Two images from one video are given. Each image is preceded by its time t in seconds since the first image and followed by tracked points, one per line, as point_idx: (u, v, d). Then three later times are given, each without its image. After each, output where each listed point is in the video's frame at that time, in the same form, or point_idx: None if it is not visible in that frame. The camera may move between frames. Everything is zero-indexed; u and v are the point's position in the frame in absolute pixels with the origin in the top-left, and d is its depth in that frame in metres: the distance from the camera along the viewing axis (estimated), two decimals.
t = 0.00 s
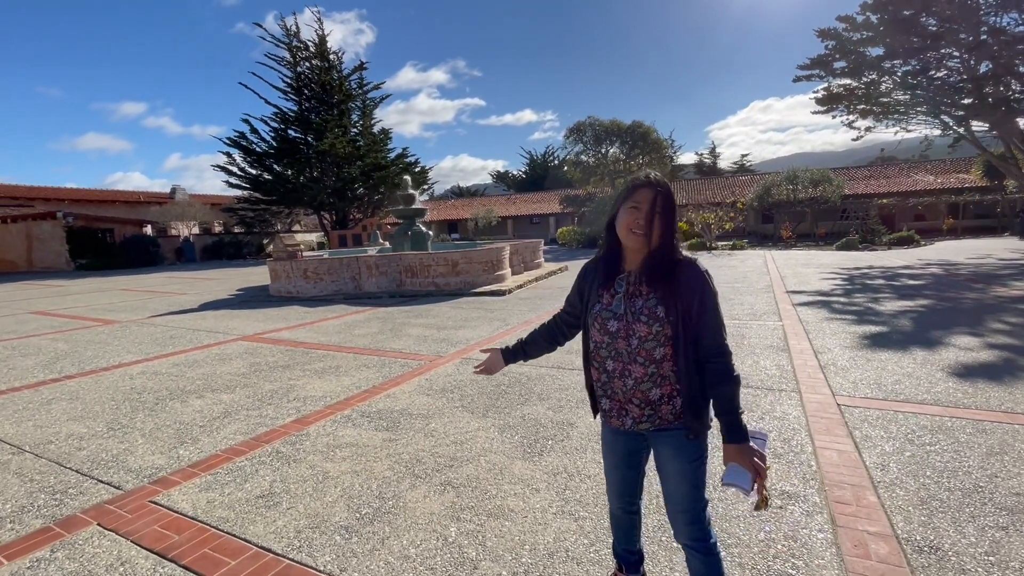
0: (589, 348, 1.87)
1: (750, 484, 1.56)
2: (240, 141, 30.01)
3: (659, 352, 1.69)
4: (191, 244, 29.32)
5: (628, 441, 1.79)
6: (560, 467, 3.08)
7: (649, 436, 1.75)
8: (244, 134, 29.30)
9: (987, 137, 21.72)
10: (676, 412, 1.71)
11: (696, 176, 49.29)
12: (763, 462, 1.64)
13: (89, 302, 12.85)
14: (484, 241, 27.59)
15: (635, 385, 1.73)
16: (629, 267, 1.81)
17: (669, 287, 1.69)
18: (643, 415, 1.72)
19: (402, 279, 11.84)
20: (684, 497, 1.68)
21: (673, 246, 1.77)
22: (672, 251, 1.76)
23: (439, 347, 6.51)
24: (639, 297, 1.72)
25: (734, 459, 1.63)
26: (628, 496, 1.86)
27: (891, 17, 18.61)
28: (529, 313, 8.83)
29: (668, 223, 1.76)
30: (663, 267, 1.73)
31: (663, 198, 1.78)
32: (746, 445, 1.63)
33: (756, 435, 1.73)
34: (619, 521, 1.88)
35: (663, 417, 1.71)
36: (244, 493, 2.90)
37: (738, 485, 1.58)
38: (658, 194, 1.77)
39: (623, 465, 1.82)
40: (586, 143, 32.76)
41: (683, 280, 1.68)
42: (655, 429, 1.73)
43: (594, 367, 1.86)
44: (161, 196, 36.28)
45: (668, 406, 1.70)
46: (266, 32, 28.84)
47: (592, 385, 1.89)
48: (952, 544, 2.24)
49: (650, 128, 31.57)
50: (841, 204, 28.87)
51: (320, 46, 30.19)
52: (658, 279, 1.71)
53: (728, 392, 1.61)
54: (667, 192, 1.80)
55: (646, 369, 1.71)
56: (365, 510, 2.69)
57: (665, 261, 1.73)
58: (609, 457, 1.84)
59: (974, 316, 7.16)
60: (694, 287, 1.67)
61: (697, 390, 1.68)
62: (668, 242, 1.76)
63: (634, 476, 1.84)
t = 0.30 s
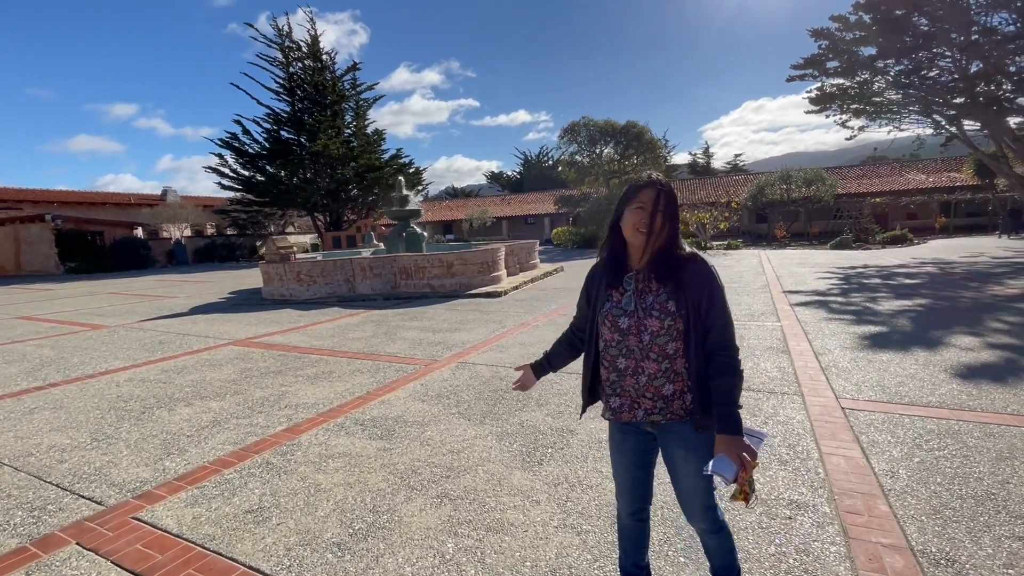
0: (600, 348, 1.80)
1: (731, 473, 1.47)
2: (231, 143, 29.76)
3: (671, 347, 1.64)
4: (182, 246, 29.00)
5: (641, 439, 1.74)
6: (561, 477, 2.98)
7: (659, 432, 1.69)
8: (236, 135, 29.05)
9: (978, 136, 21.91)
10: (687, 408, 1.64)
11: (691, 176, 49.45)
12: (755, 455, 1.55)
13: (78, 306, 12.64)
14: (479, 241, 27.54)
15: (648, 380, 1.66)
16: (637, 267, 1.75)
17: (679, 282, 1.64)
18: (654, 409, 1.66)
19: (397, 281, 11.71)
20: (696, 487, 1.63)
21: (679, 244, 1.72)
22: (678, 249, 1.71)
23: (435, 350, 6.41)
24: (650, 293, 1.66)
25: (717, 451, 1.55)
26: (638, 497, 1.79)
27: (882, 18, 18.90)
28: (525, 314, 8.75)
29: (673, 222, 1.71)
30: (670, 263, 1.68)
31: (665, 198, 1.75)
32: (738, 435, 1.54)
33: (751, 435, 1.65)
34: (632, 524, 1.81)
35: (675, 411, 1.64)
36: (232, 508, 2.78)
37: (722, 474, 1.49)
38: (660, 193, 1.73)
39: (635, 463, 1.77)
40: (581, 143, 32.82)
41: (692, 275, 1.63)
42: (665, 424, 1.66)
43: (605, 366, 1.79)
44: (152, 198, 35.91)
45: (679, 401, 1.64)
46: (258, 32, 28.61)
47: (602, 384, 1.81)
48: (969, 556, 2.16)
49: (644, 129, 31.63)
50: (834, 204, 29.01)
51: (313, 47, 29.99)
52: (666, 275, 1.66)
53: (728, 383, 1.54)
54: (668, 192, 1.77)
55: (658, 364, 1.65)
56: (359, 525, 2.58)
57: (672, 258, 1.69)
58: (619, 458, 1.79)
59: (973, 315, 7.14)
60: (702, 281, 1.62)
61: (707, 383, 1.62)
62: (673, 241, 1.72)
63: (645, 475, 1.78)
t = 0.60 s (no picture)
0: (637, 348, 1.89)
1: (763, 489, 1.57)
2: (217, 143, 29.36)
3: (702, 358, 1.68)
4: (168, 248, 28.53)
5: (669, 437, 1.79)
6: (561, 484, 2.90)
7: (688, 433, 1.77)
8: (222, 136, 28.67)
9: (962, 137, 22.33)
10: (718, 414, 1.70)
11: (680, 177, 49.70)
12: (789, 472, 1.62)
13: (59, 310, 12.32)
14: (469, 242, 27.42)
15: (678, 386, 1.72)
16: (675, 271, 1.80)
17: (713, 293, 1.66)
18: (684, 415, 1.72)
19: (387, 283, 11.57)
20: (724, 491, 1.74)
21: (719, 251, 1.72)
22: (719, 255, 1.72)
23: (427, 352, 6.30)
24: (685, 303, 1.71)
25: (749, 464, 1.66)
26: (662, 492, 1.86)
27: (867, 20, 19.04)
28: (518, 315, 8.67)
29: (715, 229, 1.72)
30: (708, 271, 1.70)
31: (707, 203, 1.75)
32: (773, 452, 1.62)
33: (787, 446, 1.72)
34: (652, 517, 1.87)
35: (704, 418, 1.70)
36: (219, 520, 2.67)
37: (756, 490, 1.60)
38: (700, 198, 1.74)
39: (666, 458, 1.82)
40: (571, 144, 32.77)
41: (727, 285, 1.65)
42: (694, 427, 1.73)
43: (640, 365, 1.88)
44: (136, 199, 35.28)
45: (709, 409, 1.70)
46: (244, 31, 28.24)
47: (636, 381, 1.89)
48: (980, 559, 2.11)
49: (633, 129, 31.73)
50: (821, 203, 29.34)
51: (300, 47, 29.68)
52: (704, 284, 1.69)
53: (763, 401, 1.59)
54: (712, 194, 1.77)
55: (689, 371, 1.70)
56: (352, 537, 2.48)
57: (709, 268, 1.70)
58: (650, 445, 1.85)
59: (963, 313, 7.18)
60: (740, 292, 1.63)
61: (741, 394, 1.67)
62: (713, 247, 1.73)
63: (675, 465, 1.83)
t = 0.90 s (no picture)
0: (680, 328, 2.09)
1: (773, 476, 1.67)
2: (202, 144, 28.86)
3: (735, 346, 1.81)
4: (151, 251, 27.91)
5: (704, 418, 1.97)
6: (569, 491, 2.79)
7: (722, 416, 1.91)
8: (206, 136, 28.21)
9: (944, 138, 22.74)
10: (751, 404, 1.80)
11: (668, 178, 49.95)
12: (808, 467, 1.67)
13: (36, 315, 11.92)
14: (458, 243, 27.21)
15: (710, 370, 1.89)
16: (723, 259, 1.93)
17: (751, 286, 1.77)
18: (718, 399, 1.88)
19: (378, 285, 11.38)
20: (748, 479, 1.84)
21: (766, 240, 1.80)
22: (766, 244, 1.80)
23: (421, 355, 6.15)
24: (724, 292, 1.85)
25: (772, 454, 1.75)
26: (695, 468, 2.02)
27: (853, 23, 19.27)
28: (513, 317, 8.55)
29: (764, 220, 1.79)
30: (752, 261, 1.80)
31: (759, 193, 1.83)
32: (798, 445, 1.67)
33: (818, 444, 1.75)
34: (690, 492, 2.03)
35: (736, 404, 1.83)
36: (208, 536, 2.51)
37: (768, 476, 1.69)
38: (750, 189, 1.82)
39: (701, 437, 1.99)
40: (560, 145, 32.67)
41: (768, 275, 1.73)
42: (727, 411, 1.87)
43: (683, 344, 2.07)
44: (117, 201, 34.54)
45: (742, 397, 1.81)
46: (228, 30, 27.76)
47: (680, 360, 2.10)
48: (1008, 565, 2.04)
49: (622, 130, 31.80)
50: (807, 204, 29.64)
51: (286, 46, 29.30)
52: (745, 275, 1.80)
53: (793, 396, 1.64)
54: (764, 184, 1.83)
55: (721, 358, 1.85)
56: (351, 551, 2.34)
57: (752, 259, 1.80)
58: (687, 426, 2.05)
59: (957, 312, 7.21)
60: (779, 287, 1.70)
61: (776, 388, 1.73)
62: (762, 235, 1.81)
63: (709, 444, 2.00)
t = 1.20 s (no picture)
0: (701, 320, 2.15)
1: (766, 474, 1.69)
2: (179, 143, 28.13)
3: (741, 340, 1.86)
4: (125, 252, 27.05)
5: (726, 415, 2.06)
6: (577, 505, 2.69)
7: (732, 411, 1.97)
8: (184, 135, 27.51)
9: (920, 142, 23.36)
10: (760, 402, 1.83)
11: (650, 180, 50.39)
12: (810, 470, 1.63)
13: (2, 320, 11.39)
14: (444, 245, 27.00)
15: (717, 361, 1.95)
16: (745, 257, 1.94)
17: (761, 283, 1.78)
18: (723, 391, 1.94)
19: (363, 287, 11.15)
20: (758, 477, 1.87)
21: (786, 246, 1.78)
22: (786, 249, 1.78)
23: (412, 361, 6.00)
24: (739, 286, 1.89)
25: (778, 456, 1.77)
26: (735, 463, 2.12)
27: (833, 28, 19.65)
28: (503, 320, 8.43)
29: (787, 224, 1.77)
30: (769, 260, 1.80)
31: (787, 198, 1.80)
32: (803, 448, 1.64)
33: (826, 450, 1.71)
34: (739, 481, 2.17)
35: (739, 400, 1.88)
36: (194, 561, 2.34)
37: (770, 479, 1.72)
38: (777, 193, 1.80)
39: (733, 434, 2.07)
40: (545, 147, 32.68)
41: (783, 274, 1.72)
42: (734, 406, 1.92)
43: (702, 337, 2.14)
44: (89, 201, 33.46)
45: (744, 392, 1.86)
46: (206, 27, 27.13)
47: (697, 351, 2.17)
48: None
49: (607, 132, 31.97)
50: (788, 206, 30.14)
51: (266, 44, 28.75)
52: (760, 272, 1.81)
53: (795, 395, 1.63)
54: (797, 189, 1.80)
55: (726, 351, 1.91)
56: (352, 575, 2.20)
57: (768, 259, 1.80)
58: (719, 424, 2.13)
59: (942, 313, 7.32)
60: (789, 288, 1.69)
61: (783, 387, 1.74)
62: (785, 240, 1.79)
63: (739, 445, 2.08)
